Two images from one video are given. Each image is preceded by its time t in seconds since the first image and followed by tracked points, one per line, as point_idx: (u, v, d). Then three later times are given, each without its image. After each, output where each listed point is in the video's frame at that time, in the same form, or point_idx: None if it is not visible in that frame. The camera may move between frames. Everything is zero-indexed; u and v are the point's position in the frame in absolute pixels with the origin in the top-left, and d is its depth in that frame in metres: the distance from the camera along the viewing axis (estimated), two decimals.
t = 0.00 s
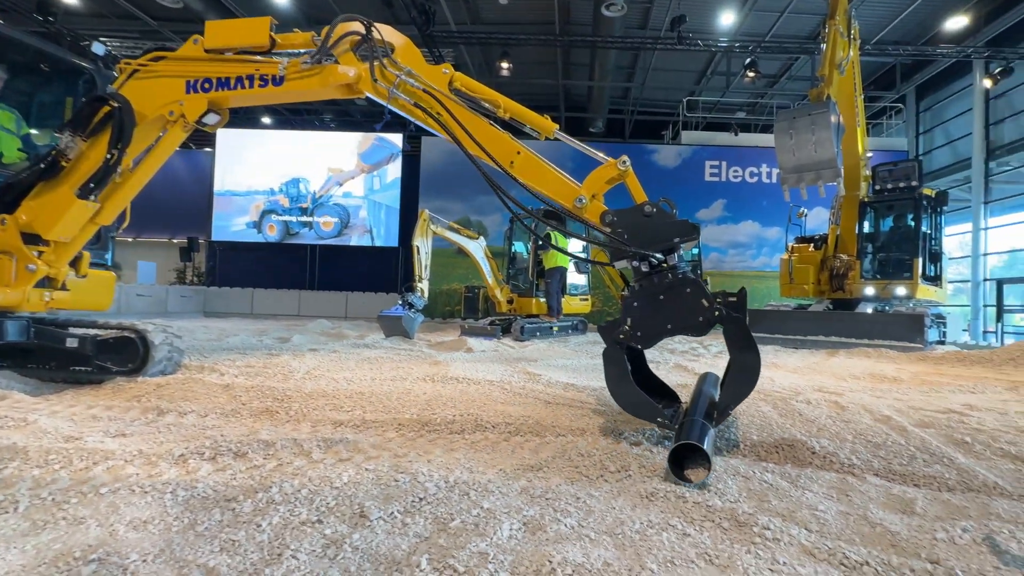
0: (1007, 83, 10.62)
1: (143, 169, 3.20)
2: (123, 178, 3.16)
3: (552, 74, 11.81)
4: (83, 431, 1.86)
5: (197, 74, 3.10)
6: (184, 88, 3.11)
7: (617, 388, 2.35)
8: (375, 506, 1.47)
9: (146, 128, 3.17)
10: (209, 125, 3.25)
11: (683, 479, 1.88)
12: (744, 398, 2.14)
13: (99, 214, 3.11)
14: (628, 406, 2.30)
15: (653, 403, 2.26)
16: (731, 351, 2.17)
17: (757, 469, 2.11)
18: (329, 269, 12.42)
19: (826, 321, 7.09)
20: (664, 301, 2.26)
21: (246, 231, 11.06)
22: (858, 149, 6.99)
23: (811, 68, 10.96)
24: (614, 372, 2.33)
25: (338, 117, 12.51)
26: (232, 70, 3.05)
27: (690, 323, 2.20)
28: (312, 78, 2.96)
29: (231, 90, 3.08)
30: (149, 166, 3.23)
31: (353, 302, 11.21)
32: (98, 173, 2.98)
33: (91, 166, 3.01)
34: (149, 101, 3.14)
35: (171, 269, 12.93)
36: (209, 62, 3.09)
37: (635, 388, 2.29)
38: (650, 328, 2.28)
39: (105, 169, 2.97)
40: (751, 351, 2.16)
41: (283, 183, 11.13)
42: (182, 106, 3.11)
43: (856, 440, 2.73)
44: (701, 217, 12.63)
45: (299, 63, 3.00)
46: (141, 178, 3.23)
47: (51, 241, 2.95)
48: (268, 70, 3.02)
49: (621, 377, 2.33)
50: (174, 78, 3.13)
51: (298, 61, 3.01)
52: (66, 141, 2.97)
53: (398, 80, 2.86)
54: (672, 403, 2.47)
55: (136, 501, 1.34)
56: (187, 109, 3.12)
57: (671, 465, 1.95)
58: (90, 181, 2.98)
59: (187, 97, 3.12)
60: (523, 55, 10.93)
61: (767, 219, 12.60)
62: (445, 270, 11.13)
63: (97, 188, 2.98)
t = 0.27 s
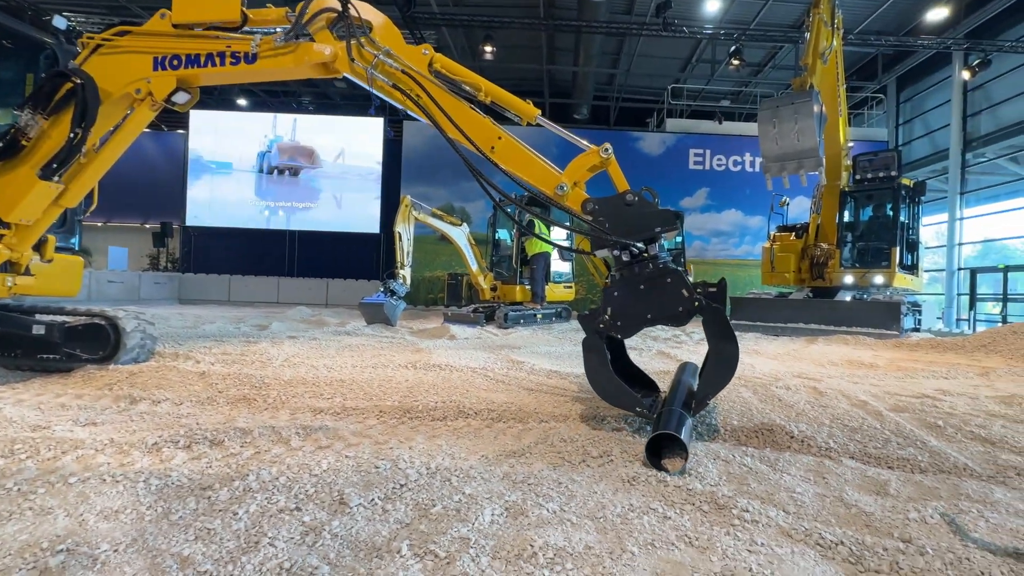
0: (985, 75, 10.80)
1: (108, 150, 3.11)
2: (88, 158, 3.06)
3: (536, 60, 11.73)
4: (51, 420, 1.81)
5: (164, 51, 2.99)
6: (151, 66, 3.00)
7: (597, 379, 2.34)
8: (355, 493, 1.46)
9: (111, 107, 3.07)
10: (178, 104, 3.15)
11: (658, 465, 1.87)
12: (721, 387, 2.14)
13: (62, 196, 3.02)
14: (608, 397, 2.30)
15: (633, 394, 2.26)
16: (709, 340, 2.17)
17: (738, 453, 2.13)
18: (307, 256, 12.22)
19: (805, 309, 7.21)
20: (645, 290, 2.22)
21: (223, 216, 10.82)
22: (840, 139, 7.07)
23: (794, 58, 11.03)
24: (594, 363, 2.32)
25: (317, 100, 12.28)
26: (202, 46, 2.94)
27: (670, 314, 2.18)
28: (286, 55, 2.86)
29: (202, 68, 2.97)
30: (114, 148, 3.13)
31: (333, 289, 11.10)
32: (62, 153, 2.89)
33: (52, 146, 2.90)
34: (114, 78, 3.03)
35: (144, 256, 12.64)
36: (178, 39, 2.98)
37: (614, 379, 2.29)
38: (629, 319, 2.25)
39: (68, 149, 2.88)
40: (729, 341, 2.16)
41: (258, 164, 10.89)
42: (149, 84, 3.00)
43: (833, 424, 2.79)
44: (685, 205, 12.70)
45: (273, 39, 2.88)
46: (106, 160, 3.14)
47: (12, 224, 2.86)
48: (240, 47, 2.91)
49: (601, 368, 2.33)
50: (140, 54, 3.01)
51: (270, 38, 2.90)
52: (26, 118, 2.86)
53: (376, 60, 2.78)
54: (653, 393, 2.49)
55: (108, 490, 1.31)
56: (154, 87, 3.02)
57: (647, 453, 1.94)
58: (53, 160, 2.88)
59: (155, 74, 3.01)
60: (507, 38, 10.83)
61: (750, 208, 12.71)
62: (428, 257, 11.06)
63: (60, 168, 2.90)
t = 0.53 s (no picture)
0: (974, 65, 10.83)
1: (88, 132, 3.03)
2: (67, 140, 2.98)
3: (527, 46, 11.63)
4: (34, 408, 1.78)
5: (145, 28, 2.92)
6: (131, 43, 2.93)
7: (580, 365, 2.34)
8: (348, 479, 1.44)
9: (90, 87, 2.99)
10: (160, 83, 3.08)
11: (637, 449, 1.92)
12: (702, 377, 2.19)
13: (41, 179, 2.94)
14: (590, 382, 2.31)
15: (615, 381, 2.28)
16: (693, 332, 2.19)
17: (729, 439, 2.15)
18: (296, 244, 12.12)
19: (794, 298, 7.27)
20: (630, 279, 2.21)
21: (209, 203, 10.65)
22: (831, 128, 7.07)
23: (785, 46, 11.03)
24: (578, 349, 2.32)
25: (303, 85, 12.10)
26: (183, 23, 2.87)
27: (654, 304, 2.17)
28: (272, 32, 2.79)
29: (183, 45, 2.90)
30: (94, 130, 3.05)
31: (323, 277, 11.03)
32: (40, 134, 2.81)
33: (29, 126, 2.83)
34: (92, 57, 2.94)
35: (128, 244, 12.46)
36: (158, 15, 2.91)
37: (597, 366, 2.30)
38: (613, 307, 2.25)
39: (45, 129, 2.79)
40: (713, 334, 2.18)
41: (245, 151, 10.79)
42: (130, 63, 2.94)
43: (822, 409, 2.82)
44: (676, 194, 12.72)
45: (256, 16, 2.82)
46: (87, 142, 3.06)
47: None
48: (223, 23, 2.84)
49: (584, 354, 2.32)
50: (119, 31, 2.93)
51: (254, 14, 2.84)
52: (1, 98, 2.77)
53: (363, 39, 2.73)
54: (634, 381, 2.51)
55: (94, 478, 1.29)
56: (135, 65, 2.95)
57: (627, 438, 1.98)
58: (31, 142, 2.80)
59: (135, 52, 2.93)
60: (498, 24, 10.72)
61: (740, 197, 12.76)
62: (418, 245, 11.01)
63: (38, 150, 2.82)
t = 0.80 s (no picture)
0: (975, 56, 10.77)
1: (83, 118, 3.01)
2: (60, 128, 2.95)
3: (526, 35, 11.56)
4: (32, 398, 1.77)
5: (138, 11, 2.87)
6: (124, 27, 2.88)
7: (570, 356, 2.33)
8: (348, 469, 1.44)
9: (83, 73, 2.96)
10: (153, 68, 3.06)
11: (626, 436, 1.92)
12: (691, 369, 2.19)
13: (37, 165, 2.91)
14: (579, 374, 2.30)
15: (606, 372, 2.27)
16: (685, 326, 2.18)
17: (728, 428, 2.15)
18: (293, 235, 12.09)
19: (792, 289, 7.27)
20: (621, 272, 2.20)
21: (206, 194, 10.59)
22: (831, 118, 7.04)
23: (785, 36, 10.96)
24: (567, 341, 2.29)
25: (299, 74, 12.01)
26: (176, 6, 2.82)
27: (646, 296, 2.16)
28: (266, 14, 2.74)
29: (176, 29, 2.86)
30: (88, 115, 3.03)
31: (320, 269, 11.01)
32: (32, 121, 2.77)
33: (23, 112, 2.80)
34: (84, 41, 2.89)
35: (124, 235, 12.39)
36: None
37: (587, 358, 2.28)
38: (604, 299, 2.23)
39: (39, 117, 2.76)
40: (702, 327, 2.18)
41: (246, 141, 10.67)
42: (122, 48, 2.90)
43: (821, 400, 2.83)
44: (675, 185, 12.72)
45: None
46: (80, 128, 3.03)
47: None
48: (216, 6, 2.79)
49: (574, 346, 2.30)
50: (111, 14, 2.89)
51: None
52: None
53: (359, 22, 2.71)
54: (623, 372, 2.51)
55: (95, 467, 1.28)
56: (128, 50, 2.91)
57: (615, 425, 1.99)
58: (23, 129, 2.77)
59: (128, 37, 2.89)
60: (496, 13, 10.64)
61: (739, 189, 12.75)
62: (416, 237, 10.99)
63: (31, 137, 2.79)
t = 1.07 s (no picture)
0: (984, 46, 10.65)
1: (88, 108, 3.00)
2: (66, 118, 2.94)
3: (531, 27, 11.51)
4: (44, 390, 1.78)
5: None
6: (127, 14, 2.88)
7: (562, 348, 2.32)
8: (359, 460, 1.44)
9: (87, 62, 2.95)
10: (157, 55, 3.08)
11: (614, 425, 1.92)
12: (684, 363, 2.19)
13: (44, 155, 2.91)
14: (571, 365, 2.29)
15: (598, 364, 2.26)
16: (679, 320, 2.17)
17: (737, 421, 2.14)
18: (300, 229, 12.12)
19: (799, 282, 7.24)
20: (616, 265, 2.18)
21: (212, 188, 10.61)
22: (837, 111, 6.98)
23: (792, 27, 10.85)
24: (559, 333, 2.28)
25: (303, 67, 11.99)
26: None
27: (642, 289, 2.15)
28: None
29: (179, 15, 2.86)
30: (94, 105, 3.01)
31: (326, 262, 11.02)
32: (37, 112, 2.76)
33: (29, 103, 2.80)
34: (87, 29, 2.89)
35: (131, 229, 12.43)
36: None
37: (579, 350, 2.27)
38: (599, 292, 2.21)
39: (44, 107, 2.75)
40: (696, 321, 2.17)
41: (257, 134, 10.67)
42: (126, 35, 2.90)
43: (830, 392, 2.81)
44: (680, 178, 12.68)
45: None
46: (86, 119, 3.02)
47: None
48: None
49: (567, 338, 2.29)
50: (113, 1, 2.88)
51: None
52: None
53: (361, 5, 2.68)
54: (617, 366, 2.49)
55: (107, 458, 1.29)
56: (132, 37, 2.92)
57: (604, 415, 1.98)
58: (29, 120, 2.76)
59: (131, 24, 2.89)
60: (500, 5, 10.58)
61: (745, 182, 12.67)
62: (421, 230, 10.99)
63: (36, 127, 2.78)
